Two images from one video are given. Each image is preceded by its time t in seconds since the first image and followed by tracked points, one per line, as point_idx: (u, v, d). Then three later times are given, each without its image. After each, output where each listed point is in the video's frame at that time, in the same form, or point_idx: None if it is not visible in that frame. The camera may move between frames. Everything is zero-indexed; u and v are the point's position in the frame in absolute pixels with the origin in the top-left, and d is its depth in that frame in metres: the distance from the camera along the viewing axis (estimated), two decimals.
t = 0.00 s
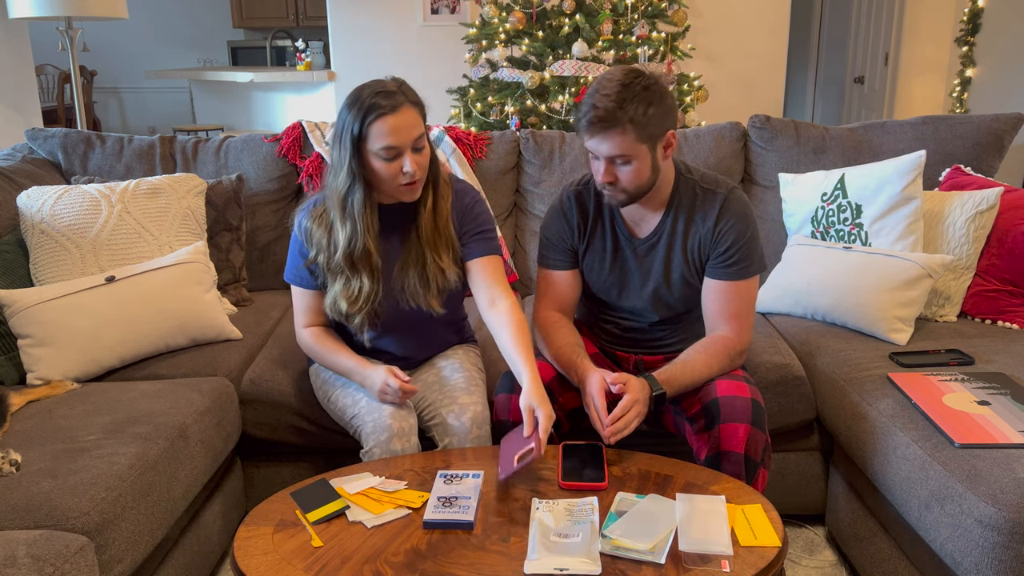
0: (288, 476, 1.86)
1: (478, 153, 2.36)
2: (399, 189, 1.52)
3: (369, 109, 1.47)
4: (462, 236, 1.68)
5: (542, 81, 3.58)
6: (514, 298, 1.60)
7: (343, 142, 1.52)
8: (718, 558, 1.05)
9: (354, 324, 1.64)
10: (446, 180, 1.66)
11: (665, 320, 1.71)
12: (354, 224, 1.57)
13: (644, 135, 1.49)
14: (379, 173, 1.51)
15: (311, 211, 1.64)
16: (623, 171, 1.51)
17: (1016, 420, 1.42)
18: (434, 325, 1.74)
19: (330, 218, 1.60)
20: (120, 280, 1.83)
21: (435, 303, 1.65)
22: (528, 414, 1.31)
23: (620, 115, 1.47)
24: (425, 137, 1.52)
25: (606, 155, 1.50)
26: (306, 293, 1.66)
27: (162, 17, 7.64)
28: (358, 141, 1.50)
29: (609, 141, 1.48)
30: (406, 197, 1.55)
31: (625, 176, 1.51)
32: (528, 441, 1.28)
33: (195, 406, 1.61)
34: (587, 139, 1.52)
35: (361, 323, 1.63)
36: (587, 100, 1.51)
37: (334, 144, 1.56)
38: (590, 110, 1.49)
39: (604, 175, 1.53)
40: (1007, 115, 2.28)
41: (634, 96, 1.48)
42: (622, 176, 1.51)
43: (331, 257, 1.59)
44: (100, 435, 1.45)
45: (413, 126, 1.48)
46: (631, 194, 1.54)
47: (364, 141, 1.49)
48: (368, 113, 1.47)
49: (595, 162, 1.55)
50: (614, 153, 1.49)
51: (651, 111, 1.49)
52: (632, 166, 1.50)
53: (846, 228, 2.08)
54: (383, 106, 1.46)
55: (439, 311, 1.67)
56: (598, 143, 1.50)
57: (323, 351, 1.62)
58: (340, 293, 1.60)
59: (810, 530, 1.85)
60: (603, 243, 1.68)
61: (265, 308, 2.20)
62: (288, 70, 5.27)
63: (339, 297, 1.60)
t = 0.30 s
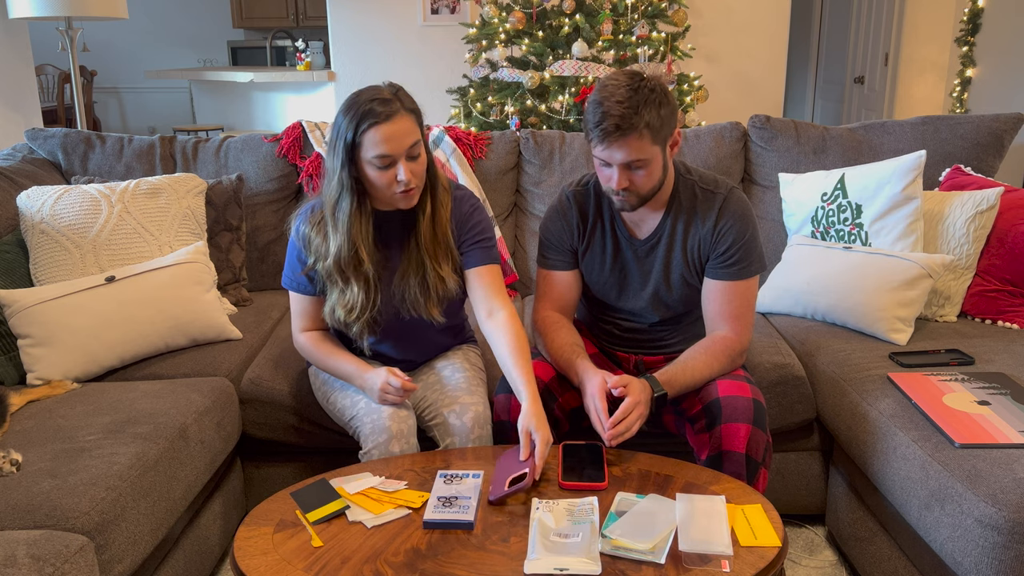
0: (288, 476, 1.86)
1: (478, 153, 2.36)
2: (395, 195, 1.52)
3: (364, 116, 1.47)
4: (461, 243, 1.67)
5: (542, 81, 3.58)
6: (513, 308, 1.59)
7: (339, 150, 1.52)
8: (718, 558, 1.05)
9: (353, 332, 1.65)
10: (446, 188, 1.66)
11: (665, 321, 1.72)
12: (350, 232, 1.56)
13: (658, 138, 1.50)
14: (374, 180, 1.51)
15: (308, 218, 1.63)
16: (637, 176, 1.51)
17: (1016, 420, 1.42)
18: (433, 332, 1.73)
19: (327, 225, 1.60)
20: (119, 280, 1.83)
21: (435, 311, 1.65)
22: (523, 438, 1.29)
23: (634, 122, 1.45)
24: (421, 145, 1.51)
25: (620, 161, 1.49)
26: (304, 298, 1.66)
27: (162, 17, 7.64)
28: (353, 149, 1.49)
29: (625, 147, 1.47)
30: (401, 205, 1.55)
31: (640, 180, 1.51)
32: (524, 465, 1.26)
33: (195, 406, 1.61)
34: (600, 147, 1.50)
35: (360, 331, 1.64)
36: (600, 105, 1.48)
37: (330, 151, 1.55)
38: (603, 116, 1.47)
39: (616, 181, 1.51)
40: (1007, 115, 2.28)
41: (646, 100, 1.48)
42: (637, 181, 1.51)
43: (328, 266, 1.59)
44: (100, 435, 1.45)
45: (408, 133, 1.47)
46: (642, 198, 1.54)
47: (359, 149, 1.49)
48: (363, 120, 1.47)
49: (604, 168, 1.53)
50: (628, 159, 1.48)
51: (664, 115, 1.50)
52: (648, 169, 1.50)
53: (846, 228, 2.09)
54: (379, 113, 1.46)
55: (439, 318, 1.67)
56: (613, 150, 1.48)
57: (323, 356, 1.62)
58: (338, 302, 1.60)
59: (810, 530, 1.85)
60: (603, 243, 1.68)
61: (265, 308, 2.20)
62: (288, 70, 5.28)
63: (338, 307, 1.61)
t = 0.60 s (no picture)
0: (288, 476, 1.86)
1: (478, 153, 2.35)
2: (393, 189, 1.50)
3: (359, 108, 1.47)
4: (462, 242, 1.67)
5: (542, 81, 3.58)
6: (509, 312, 1.61)
7: (336, 145, 1.52)
8: (718, 558, 1.05)
9: (354, 331, 1.64)
10: (446, 187, 1.66)
11: (666, 321, 1.72)
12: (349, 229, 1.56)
13: (659, 140, 1.50)
14: (371, 173, 1.50)
15: (308, 217, 1.63)
16: (638, 178, 1.51)
17: (1016, 420, 1.41)
18: (433, 331, 1.73)
19: (327, 224, 1.60)
20: (119, 280, 1.83)
21: (436, 310, 1.65)
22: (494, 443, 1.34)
23: (635, 124, 1.45)
24: (417, 137, 1.52)
25: (621, 163, 1.49)
26: (304, 298, 1.66)
27: (162, 17, 7.64)
28: (349, 142, 1.50)
29: (626, 149, 1.47)
30: (399, 202, 1.52)
31: (641, 180, 1.51)
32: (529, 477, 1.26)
33: (195, 406, 1.61)
34: (601, 150, 1.50)
35: (361, 330, 1.63)
36: (600, 107, 1.48)
37: (327, 149, 1.56)
38: (603, 119, 1.47)
39: (617, 183, 1.51)
40: (1007, 115, 2.27)
41: (646, 101, 1.47)
42: (638, 183, 1.51)
43: (328, 264, 1.58)
44: (100, 435, 1.45)
45: (403, 124, 1.48)
46: (643, 199, 1.54)
47: (355, 141, 1.49)
48: (358, 112, 1.47)
49: (604, 169, 1.53)
50: (629, 161, 1.48)
51: (665, 116, 1.50)
52: (648, 171, 1.50)
53: (846, 228, 2.09)
54: (373, 105, 1.47)
55: (440, 318, 1.67)
56: (614, 152, 1.48)
57: (323, 356, 1.62)
58: (339, 301, 1.60)
59: (810, 530, 1.85)
60: (603, 245, 1.68)
61: (265, 308, 2.20)
62: (288, 70, 5.27)
63: (339, 305, 1.60)
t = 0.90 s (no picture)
0: (287, 476, 1.86)
1: (478, 153, 2.35)
2: (392, 190, 1.50)
3: (356, 107, 1.48)
4: (462, 240, 1.67)
5: (542, 81, 3.58)
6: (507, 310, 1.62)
7: (334, 144, 1.53)
8: (718, 558, 1.05)
9: (355, 330, 1.64)
10: (445, 185, 1.67)
11: (666, 321, 1.72)
12: (349, 227, 1.56)
13: (658, 141, 1.50)
14: (369, 173, 1.50)
15: (308, 218, 1.63)
16: (638, 179, 1.51)
17: (1016, 420, 1.41)
18: (435, 330, 1.73)
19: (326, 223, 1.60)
20: (119, 280, 1.83)
21: (437, 307, 1.65)
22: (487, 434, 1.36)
23: (635, 126, 1.45)
24: (414, 135, 1.52)
25: (620, 164, 1.49)
26: (305, 297, 1.66)
27: (162, 17, 7.64)
28: (346, 141, 1.50)
29: (626, 150, 1.47)
30: (398, 200, 1.53)
31: (641, 181, 1.51)
32: (524, 474, 1.26)
33: (195, 406, 1.61)
34: (600, 151, 1.50)
35: (362, 328, 1.63)
36: (600, 108, 1.48)
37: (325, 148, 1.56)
38: (603, 120, 1.46)
39: (616, 184, 1.51)
40: (1007, 115, 2.27)
41: (646, 102, 1.47)
42: (637, 184, 1.51)
43: (329, 263, 1.58)
44: (100, 435, 1.45)
45: (400, 122, 1.48)
46: (643, 199, 1.54)
47: (352, 140, 1.50)
48: (355, 111, 1.47)
49: (603, 170, 1.53)
50: (628, 161, 1.48)
51: (664, 117, 1.50)
52: (648, 172, 1.51)
53: (846, 228, 2.09)
54: (370, 103, 1.47)
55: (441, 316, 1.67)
56: (614, 153, 1.48)
57: (324, 356, 1.62)
58: (340, 299, 1.60)
59: (810, 530, 1.85)
60: (604, 245, 1.68)
61: (265, 308, 2.20)
62: (288, 70, 5.27)
63: (340, 303, 1.60)
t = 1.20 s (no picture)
0: (287, 476, 1.86)
1: (478, 153, 2.35)
2: (393, 190, 1.51)
3: (358, 107, 1.47)
4: (461, 239, 1.67)
5: (542, 81, 3.59)
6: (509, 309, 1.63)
7: (336, 143, 1.52)
8: (718, 558, 1.05)
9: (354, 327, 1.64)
10: (445, 184, 1.67)
11: (665, 321, 1.72)
12: (349, 226, 1.56)
13: (658, 142, 1.50)
14: (370, 173, 1.50)
15: (308, 215, 1.63)
16: (637, 179, 1.51)
17: (1016, 420, 1.42)
18: (434, 329, 1.73)
19: (326, 221, 1.60)
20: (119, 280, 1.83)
21: (436, 306, 1.65)
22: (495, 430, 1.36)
23: (634, 127, 1.45)
24: (416, 136, 1.51)
25: (619, 165, 1.49)
26: (305, 295, 1.66)
27: (162, 17, 7.64)
28: (348, 140, 1.50)
29: (625, 151, 1.47)
30: (399, 199, 1.54)
31: (640, 181, 1.51)
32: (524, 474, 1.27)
33: (195, 406, 1.61)
34: (599, 151, 1.50)
35: (361, 326, 1.63)
36: (599, 108, 1.48)
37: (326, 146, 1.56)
38: (603, 119, 1.46)
39: (616, 185, 1.51)
40: (1007, 115, 2.27)
41: (645, 103, 1.47)
42: (636, 185, 1.51)
43: (328, 260, 1.58)
44: (100, 435, 1.45)
45: (403, 123, 1.48)
46: (642, 199, 1.54)
47: (354, 140, 1.49)
48: (357, 111, 1.47)
49: (603, 171, 1.53)
50: (627, 162, 1.48)
51: (664, 117, 1.50)
52: (648, 172, 1.51)
53: (846, 228, 2.09)
54: (372, 104, 1.46)
55: (440, 314, 1.66)
56: (614, 153, 1.48)
57: (325, 356, 1.62)
58: (339, 297, 1.60)
59: (810, 530, 1.85)
60: (603, 245, 1.68)
61: (265, 308, 2.20)
62: (288, 70, 5.27)
63: (339, 301, 1.60)
